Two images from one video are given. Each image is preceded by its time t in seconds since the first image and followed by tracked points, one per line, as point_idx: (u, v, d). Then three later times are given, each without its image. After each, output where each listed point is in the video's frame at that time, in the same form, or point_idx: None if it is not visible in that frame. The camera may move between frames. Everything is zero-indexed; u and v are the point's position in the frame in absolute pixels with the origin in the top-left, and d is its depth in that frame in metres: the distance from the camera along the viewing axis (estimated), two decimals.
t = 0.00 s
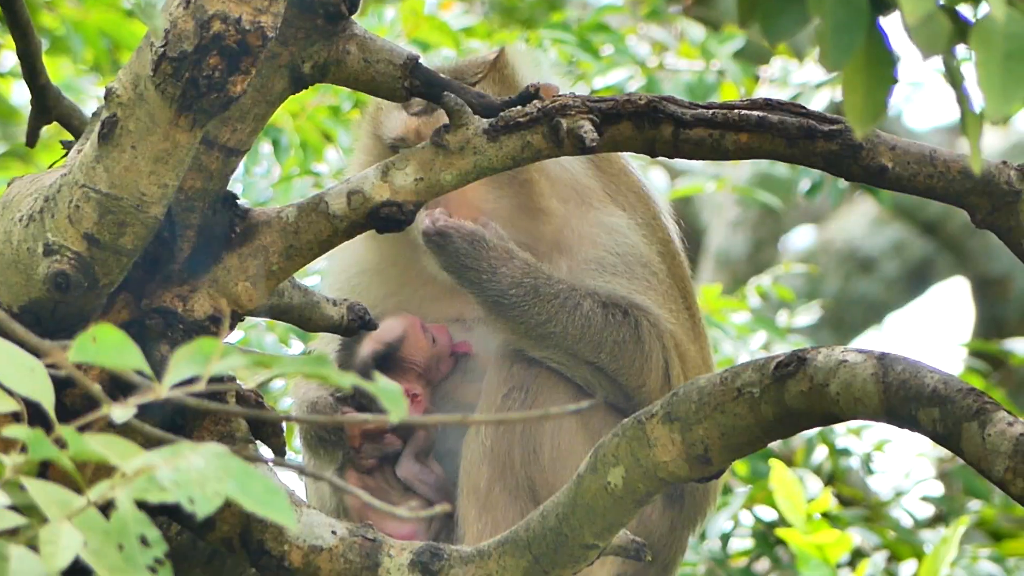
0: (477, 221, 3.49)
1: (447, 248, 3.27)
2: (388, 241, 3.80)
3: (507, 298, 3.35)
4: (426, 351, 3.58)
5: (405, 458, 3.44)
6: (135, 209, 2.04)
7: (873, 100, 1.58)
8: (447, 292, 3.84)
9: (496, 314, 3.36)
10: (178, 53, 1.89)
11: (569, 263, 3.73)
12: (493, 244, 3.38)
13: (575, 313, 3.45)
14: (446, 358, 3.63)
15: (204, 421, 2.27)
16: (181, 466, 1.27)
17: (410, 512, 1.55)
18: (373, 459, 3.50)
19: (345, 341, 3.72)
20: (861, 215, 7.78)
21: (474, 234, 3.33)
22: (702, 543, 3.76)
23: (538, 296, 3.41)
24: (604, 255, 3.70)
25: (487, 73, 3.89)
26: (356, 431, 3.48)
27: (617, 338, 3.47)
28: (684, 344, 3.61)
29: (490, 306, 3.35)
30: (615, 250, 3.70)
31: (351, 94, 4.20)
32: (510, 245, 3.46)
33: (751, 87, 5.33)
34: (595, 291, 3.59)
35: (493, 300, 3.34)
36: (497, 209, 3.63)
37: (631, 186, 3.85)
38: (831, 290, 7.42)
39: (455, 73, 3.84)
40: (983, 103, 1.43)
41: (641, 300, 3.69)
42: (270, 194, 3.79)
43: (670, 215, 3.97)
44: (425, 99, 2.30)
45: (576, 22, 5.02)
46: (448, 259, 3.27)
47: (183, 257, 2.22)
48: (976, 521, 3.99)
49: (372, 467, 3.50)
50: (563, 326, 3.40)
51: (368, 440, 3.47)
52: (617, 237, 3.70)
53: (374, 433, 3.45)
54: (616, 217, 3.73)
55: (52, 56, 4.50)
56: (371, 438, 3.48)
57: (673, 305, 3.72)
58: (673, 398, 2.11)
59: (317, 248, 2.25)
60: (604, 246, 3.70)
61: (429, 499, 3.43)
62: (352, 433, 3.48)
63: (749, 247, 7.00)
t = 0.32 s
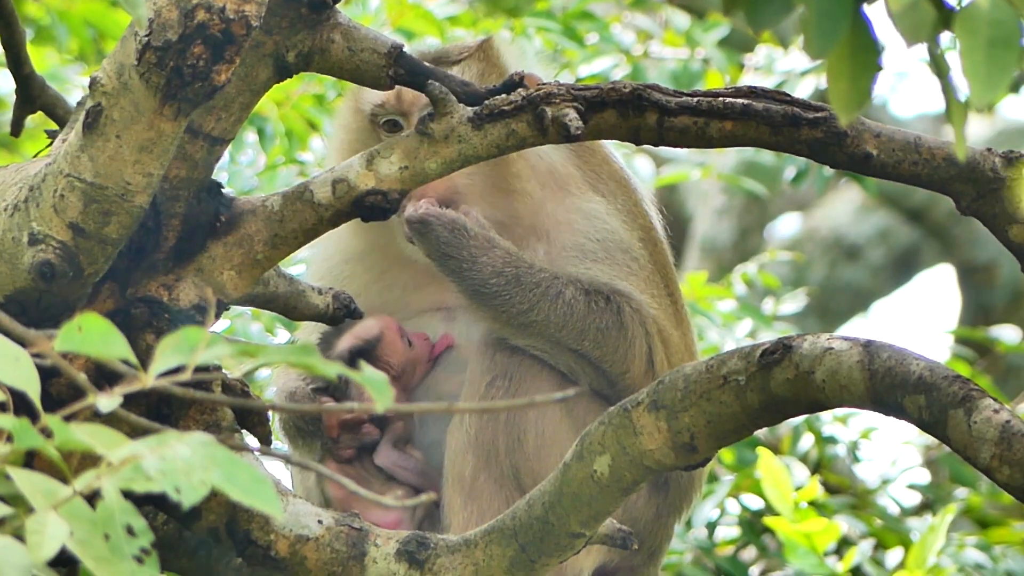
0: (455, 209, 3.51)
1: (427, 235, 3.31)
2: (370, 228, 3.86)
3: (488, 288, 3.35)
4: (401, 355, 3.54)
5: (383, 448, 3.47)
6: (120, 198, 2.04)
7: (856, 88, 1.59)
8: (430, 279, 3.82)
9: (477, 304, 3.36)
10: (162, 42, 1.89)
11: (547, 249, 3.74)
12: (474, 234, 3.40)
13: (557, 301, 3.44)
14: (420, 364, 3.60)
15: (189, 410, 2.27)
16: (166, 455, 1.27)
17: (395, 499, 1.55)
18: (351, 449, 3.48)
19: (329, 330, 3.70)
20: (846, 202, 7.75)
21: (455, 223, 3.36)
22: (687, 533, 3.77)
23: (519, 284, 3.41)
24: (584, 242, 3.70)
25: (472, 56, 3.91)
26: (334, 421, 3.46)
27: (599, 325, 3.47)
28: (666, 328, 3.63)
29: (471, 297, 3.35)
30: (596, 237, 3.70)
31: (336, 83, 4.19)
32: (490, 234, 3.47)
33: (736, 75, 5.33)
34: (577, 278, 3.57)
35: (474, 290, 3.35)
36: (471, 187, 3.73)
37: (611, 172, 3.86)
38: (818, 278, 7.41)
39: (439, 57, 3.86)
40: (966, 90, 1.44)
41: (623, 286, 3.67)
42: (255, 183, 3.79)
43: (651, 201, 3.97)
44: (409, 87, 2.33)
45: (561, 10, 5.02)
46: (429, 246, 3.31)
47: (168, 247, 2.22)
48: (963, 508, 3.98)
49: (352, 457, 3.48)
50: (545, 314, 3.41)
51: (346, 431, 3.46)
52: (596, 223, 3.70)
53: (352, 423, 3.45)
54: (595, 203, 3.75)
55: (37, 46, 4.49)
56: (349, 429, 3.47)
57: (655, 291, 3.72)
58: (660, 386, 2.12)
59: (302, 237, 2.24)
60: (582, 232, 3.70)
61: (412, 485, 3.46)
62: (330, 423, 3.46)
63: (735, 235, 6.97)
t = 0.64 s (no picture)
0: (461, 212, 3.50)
1: (437, 240, 3.29)
2: (379, 226, 3.86)
3: (497, 292, 3.35)
4: (398, 367, 3.54)
5: (380, 448, 3.47)
6: (126, 197, 2.05)
7: (863, 86, 1.59)
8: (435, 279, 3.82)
9: (484, 306, 3.35)
10: (167, 41, 1.88)
11: (552, 249, 3.73)
12: (483, 238, 3.40)
13: (564, 303, 3.45)
14: (419, 377, 3.57)
15: (194, 409, 2.27)
16: (173, 455, 1.28)
17: (401, 498, 1.56)
18: (352, 447, 3.49)
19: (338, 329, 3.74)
20: (852, 201, 7.74)
21: (466, 227, 3.35)
22: (693, 531, 3.78)
23: (527, 287, 3.41)
24: (589, 241, 3.70)
25: (482, 53, 3.92)
26: (334, 420, 3.47)
27: (607, 326, 3.46)
28: (672, 328, 3.63)
29: (479, 301, 3.35)
30: (601, 236, 3.70)
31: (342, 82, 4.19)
32: (497, 238, 3.46)
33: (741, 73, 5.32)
34: (583, 281, 3.58)
35: (483, 294, 3.34)
36: (485, 185, 3.70)
37: (616, 171, 3.85)
38: (822, 276, 7.35)
39: (448, 56, 3.86)
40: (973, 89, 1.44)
41: (628, 287, 3.68)
42: (261, 182, 3.79)
43: (655, 199, 3.97)
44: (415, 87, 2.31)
45: (567, 9, 5.02)
46: (439, 252, 3.29)
47: (174, 245, 2.23)
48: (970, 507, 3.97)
49: (352, 455, 3.50)
50: (552, 315, 3.40)
51: (346, 429, 3.47)
52: (601, 222, 3.70)
53: (352, 421, 3.45)
54: (600, 202, 3.74)
55: (43, 45, 4.49)
56: (348, 427, 3.47)
57: (660, 290, 3.72)
58: (665, 385, 2.11)
59: (307, 235, 2.24)
60: (587, 231, 3.70)
61: (416, 483, 3.46)
62: (330, 421, 3.46)
63: (740, 233, 6.95)
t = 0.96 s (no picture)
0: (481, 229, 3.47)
1: (460, 266, 3.24)
2: (392, 227, 3.83)
3: (519, 312, 3.32)
4: (412, 364, 3.53)
5: (394, 450, 3.48)
6: (140, 197, 2.05)
7: (876, 86, 1.59)
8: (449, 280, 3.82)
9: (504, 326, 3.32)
10: (182, 41, 1.88)
11: (569, 255, 3.73)
12: (507, 261, 3.36)
13: (582, 319, 3.42)
14: (436, 375, 3.57)
15: (207, 409, 2.27)
16: (187, 455, 1.28)
17: (415, 500, 1.55)
18: (366, 447, 3.48)
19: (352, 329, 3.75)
20: (866, 202, 7.73)
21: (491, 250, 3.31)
22: (705, 532, 3.78)
23: (546, 305, 3.38)
24: (606, 242, 3.68)
25: (495, 56, 3.91)
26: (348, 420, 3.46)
27: (626, 337, 3.44)
28: (689, 333, 3.61)
29: (501, 321, 3.32)
30: (619, 239, 3.68)
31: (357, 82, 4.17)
32: (518, 256, 3.43)
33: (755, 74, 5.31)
34: (601, 294, 3.53)
35: (505, 315, 3.31)
36: (506, 193, 3.68)
37: (631, 170, 3.84)
38: (836, 277, 7.33)
39: (461, 57, 3.85)
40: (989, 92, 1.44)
41: (643, 293, 3.67)
42: (275, 182, 3.79)
43: (669, 196, 3.96)
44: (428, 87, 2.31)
45: (581, 9, 5.01)
46: (461, 280, 3.25)
47: (188, 245, 2.23)
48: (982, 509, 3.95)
49: (367, 455, 3.49)
50: (570, 330, 3.38)
51: (360, 429, 3.46)
52: (618, 223, 3.69)
53: (366, 420, 3.43)
54: (618, 202, 3.74)
55: (57, 45, 4.49)
56: (362, 426, 3.46)
57: (675, 292, 3.72)
58: (678, 386, 2.11)
59: (321, 236, 2.24)
60: (605, 232, 3.68)
61: (429, 483, 3.46)
62: (344, 421, 3.46)
63: (754, 234, 6.94)
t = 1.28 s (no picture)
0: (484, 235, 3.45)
1: (462, 270, 3.23)
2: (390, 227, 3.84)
3: (522, 317, 3.32)
4: (414, 358, 3.55)
5: (394, 453, 3.50)
6: (141, 194, 2.05)
7: (879, 85, 1.60)
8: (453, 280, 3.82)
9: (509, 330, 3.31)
10: (183, 40, 1.88)
11: (573, 254, 3.72)
12: (511, 268, 3.35)
13: (585, 323, 3.43)
14: (438, 368, 3.60)
15: (209, 407, 2.27)
16: (190, 454, 1.28)
17: (416, 499, 1.55)
18: (368, 447, 3.50)
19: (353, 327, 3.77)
20: (867, 199, 7.73)
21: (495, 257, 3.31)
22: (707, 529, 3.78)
23: (549, 310, 3.39)
24: (609, 242, 3.68)
25: (496, 57, 3.89)
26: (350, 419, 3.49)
27: (629, 340, 3.44)
28: (691, 333, 3.62)
29: (505, 327, 3.32)
30: (623, 238, 3.68)
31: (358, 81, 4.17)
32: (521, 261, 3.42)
33: (756, 71, 5.31)
34: (604, 297, 3.54)
35: (509, 320, 3.31)
36: (516, 191, 3.69)
37: (633, 167, 3.84)
38: (837, 275, 7.35)
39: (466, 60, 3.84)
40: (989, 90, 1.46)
41: (645, 293, 3.66)
42: (276, 180, 3.80)
43: (672, 193, 3.96)
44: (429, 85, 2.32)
45: (582, 7, 5.01)
46: (465, 287, 3.24)
47: (189, 244, 2.23)
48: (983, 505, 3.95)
49: (367, 456, 3.50)
50: (572, 333, 3.39)
51: (362, 429, 3.49)
52: (622, 223, 3.70)
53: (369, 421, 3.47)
54: (622, 201, 3.74)
55: (58, 43, 4.49)
56: (365, 426, 3.49)
57: (678, 291, 3.72)
58: (679, 383, 2.11)
59: (322, 234, 2.24)
60: (609, 231, 3.68)
61: (430, 481, 3.46)
62: (347, 421, 3.48)
63: (755, 231, 6.95)
